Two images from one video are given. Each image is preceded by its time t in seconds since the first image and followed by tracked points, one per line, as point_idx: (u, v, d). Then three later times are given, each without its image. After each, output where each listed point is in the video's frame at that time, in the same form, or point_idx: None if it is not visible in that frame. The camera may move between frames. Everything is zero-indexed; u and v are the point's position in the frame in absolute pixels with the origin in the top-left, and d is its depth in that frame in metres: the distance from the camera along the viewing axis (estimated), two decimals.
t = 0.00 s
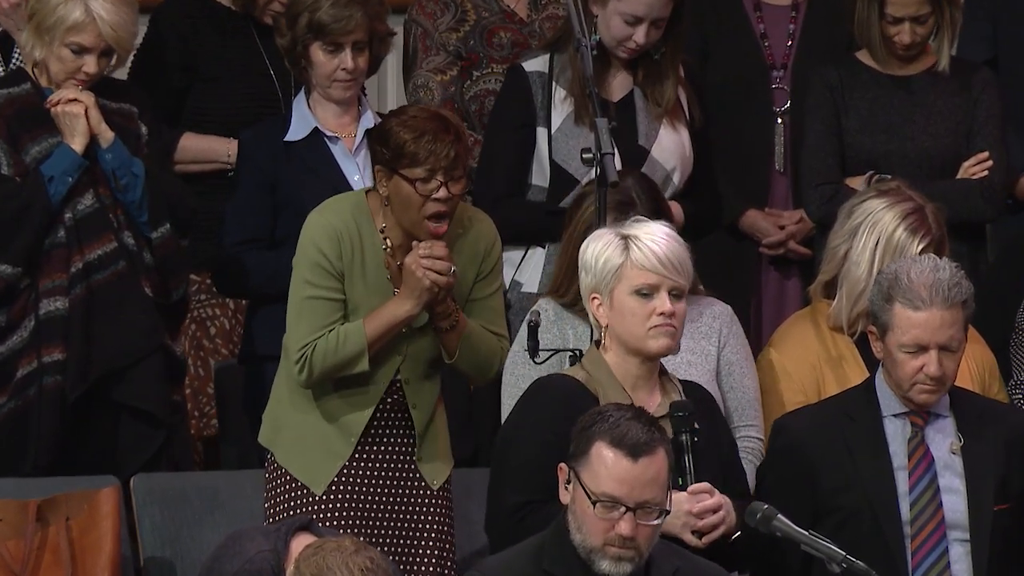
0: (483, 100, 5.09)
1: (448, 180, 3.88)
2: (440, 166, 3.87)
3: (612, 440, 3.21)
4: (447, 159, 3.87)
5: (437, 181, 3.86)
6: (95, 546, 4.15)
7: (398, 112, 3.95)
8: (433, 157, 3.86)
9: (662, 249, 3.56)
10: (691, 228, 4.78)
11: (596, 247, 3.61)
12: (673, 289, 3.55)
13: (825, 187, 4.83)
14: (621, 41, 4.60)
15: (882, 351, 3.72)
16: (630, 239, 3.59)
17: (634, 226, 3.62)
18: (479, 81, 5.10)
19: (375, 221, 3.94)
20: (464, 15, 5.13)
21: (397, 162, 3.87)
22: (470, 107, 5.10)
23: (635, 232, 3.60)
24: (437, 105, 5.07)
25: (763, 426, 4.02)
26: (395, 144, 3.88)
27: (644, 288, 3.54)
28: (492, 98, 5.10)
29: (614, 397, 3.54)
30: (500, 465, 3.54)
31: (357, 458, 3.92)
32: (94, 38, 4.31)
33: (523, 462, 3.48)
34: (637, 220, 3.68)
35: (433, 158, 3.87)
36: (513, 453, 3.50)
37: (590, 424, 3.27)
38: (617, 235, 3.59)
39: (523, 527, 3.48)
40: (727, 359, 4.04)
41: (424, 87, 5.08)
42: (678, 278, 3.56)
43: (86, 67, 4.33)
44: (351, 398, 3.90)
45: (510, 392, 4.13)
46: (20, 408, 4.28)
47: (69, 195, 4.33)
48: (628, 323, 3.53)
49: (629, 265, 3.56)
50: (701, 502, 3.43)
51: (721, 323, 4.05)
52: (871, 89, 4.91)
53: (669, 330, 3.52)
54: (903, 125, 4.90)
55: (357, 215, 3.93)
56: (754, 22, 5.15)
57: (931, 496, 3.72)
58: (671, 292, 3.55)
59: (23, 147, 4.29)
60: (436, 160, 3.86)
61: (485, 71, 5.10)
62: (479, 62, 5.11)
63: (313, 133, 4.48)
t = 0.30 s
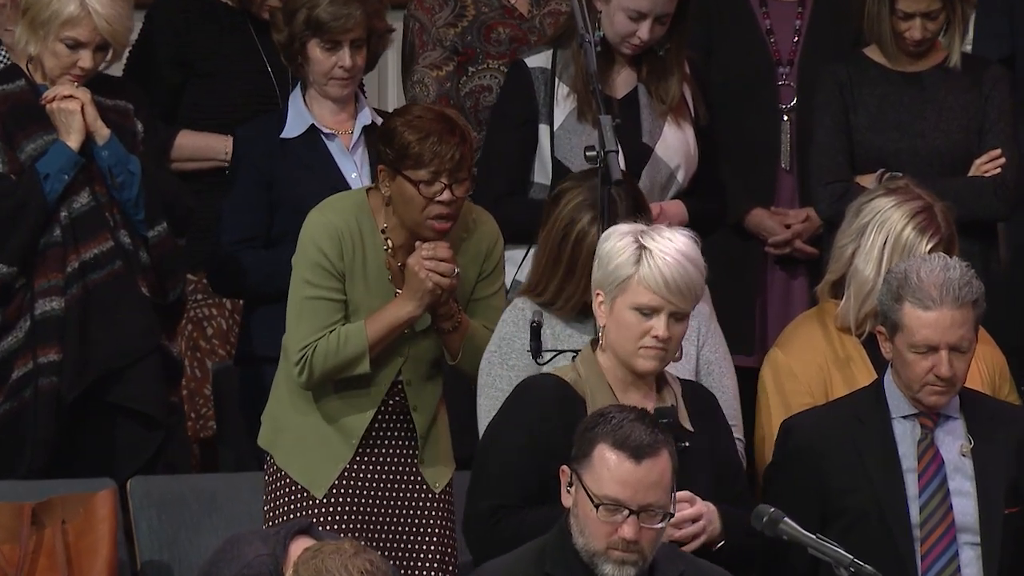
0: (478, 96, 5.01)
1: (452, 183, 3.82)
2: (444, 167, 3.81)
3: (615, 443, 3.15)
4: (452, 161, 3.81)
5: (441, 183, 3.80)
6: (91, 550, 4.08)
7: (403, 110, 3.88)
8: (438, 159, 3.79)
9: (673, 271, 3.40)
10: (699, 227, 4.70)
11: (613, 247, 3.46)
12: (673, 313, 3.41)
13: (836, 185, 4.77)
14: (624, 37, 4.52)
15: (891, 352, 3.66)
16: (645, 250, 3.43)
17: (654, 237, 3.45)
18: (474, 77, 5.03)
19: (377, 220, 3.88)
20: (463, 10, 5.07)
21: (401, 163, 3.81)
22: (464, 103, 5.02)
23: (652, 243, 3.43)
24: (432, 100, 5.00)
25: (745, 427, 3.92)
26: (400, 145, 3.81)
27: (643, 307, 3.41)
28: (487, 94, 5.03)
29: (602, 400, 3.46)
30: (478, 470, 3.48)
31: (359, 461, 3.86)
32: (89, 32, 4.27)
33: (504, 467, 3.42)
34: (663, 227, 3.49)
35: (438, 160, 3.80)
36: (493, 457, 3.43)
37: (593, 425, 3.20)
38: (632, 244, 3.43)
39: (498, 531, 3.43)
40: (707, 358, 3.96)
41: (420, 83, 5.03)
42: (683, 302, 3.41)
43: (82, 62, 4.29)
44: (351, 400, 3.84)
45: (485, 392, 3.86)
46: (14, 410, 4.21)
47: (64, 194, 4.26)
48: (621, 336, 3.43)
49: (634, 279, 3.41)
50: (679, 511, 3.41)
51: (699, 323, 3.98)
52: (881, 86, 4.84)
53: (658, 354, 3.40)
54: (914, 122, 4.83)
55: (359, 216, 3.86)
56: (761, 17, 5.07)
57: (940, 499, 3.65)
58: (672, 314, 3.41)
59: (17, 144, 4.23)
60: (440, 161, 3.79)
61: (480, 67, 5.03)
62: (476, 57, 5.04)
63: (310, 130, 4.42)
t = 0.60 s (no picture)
0: (473, 92, 4.96)
1: (454, 178, 3.75)
2: (447, 163, 3.74)
3: (617, 444, 3.08)
4: (455, 157, 3.74)
5: (443, 178, 3.74)
6: (87, 555, 4.00)
7: (405, 105, 3.81)
8: (440, 154, 3.73)
9: (659, 293, 3.22)
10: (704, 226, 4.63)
11: (603, 255, 3.28)
12: (654, 332, 3.25)
13: (845, 182, 4.71)
14: (626, 34, 4.46)
15: (901, 353, 3.59)
16: (634, 265, 3.24)
17: (646, 251, 3.26)
18: (470, 73, 4.98)
19: (378, 217, 3.82)
20: (462, 6, 5.00)
21: (402, 158, 3.75)
22: (460, 100, 4.97)
23: (643, 258, 3.25)
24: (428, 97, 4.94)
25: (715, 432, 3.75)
26: (401, 140, 3.75)
27: (623, 323, 3.24)
28: (483, 90, 4.98)
29: (576, 404, 3.33)
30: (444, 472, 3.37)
31: (362, 463, 3.79)
32: (86, 29, 4.20)
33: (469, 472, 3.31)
34: (660, 239, 3.30)
35: (440, 155, 3.74)
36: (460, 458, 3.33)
37: (595, 427, 3.14)
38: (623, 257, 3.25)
39: (458, 536, 3.32)
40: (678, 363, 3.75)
41: (416, 80, 4.96)
42: (666, 321, 3.24)
43: (78, 61, 4.22)
44: (352, 400, 3.78)
45: (455, 394, 3.62)
46: (8, 413, 4.13)
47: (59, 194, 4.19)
48: (598, 345, 3.28)
49: (618, 293, 3.24)
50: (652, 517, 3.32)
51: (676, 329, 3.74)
52: (891, 82, 4.78)
53: (633, 370, 3.27)
54: (924, 119, 4.77)
55: (359, 213, 3.81)
56: (766, 14, 5.01)
57: (952, 503, 3.58)
58: (653, 332, 3.25)
59: (12, 142, 4.16)
60: (443, 157, 3.73)
61: (477, 64, 4.98)
62: (472, 54, 4.98)
63: (307, 128, 4.36)
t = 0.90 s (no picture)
0: (475, 91, 4.90)
1: (454, 174, 3.68)
2: (447, 159, 3.68)
3: (621, 447, 3.01)
4: (455, 152, 3.67)
5: (443, 174, 3.67)
6: (82, 560, 3.92)
7: (403, 100, 3.74)
8: (440, 150, 3.66)
9: (630, 306, 3.19)
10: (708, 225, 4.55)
11: (572, 265, 3.25)
12: (624, 342, 3.23)
13: (853, 179, 4.63)
14: (629, 29, 4.39)
15: (911, 355, 3.52)
16: (605, 277, 3.22)
17: (616, 261, 3.23)
18: (473, 71, 4.91)
19: (378, 213, 3.76)
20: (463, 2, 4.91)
21: (401, 154, 3.68)
22: (462, 98, 4.91)
23: (613, 270, 3.22)
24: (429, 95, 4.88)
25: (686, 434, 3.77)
26: (400, 135, 3.68)
27: (593, 335, 3.22)
28: (485, 88, 4.92)
29: (541, 413, 3.32)
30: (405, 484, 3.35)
31: (363, 464, 3.71)
32: (81, 24, 4.10)
33: (429, 484, 3.29)
34: (629, 247, 3.27)
35: (440, 151, 3.67)
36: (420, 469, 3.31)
37: (598, 429, 3.06)
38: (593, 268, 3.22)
39: (417, 551, 3.30)
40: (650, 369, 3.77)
41: (417, 77, 4.91)
42: (636, 332, 3.23)
43: (72, 57, 4.13)
44: (352, 400, 3.71)
45: (430, 402, 3.53)
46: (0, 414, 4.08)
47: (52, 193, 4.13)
48: (568, 355, 3.26)
49: (589, 306, 3.22)
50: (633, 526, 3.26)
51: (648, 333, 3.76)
52: (899, 77, 4.71)
53: (604, 379, 3.25)
54: (933, 115, 4.70)
55: (359, 210, 3.74)
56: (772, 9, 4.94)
57: (962, 508, 3.51)
58: (624, 343, 3.23)
59: (4, 140, 4.09)
60: (443, 153, 3.66)
61: (479, 61, 4.91)
62: (474, 51, 4.91)
63: (305, 125, 4.29)
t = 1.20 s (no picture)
0: (484, 88, 4.83)
1: (451, 166, 3.62)
2: (443, 150, 3.61)
3: (625, 450, 2.90)
4: (452, 143, 3.60)
5: (440, 166, 3.60)
6: (77, 565, 3.86)
7: (402, 92, 3.67)
8: (436, 141, 3.59)
9: (600, 317, 3.04)
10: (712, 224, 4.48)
11: (535, 280, 3.09)
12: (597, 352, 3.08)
13: (861, 177, 4.56)
14: (632, 23, 4.32)
15: (920, 357, 3.45)
16: (571, 289, 3.06)
17: (581, 271, 3.08)
18: (480, 68, 4.85)
19: (378, 208, 3.70)
20: None
21: (397, 145, 3.61)
22: (470, 96, 4.84)
23: (579, 281, 3.07)
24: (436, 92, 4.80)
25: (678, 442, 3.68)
26: (396, 126, 3.61)
27: (565, 349, 3.07)
28: (494, 85, 4.85)
29: (510, 426, 3.15)
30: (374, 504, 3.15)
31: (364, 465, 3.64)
32: (75, 20, 4.05)
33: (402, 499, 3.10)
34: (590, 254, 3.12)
35: (437, 142, 3.60)
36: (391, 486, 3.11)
37: (602, 432, 2.96)
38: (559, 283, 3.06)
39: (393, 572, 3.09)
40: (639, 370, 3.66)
41: (423, 74, 4.82)
42: (608, 340, 3.08)
43: (67, 52, 4.07)
44: (353, 399, 3.65)
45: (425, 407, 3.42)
46: None
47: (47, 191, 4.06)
48: (540, 372, 3.10)
49: (558, 321, 3.06)
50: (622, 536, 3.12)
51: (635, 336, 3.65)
52: (908, 74, 4.64)
53: (580, 391, 3.10)
54: (943, 112, 4.63)
55: (359, 205, 3.68)
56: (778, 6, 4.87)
57: (972, 512, 3.44)
58: (597, 353, 3.08)
59: None
60: (439, 144, 3.59)
61: (487, 57, 4.85)
62: (481, 47, 4.85)
63: (304, 123, 4.22)
